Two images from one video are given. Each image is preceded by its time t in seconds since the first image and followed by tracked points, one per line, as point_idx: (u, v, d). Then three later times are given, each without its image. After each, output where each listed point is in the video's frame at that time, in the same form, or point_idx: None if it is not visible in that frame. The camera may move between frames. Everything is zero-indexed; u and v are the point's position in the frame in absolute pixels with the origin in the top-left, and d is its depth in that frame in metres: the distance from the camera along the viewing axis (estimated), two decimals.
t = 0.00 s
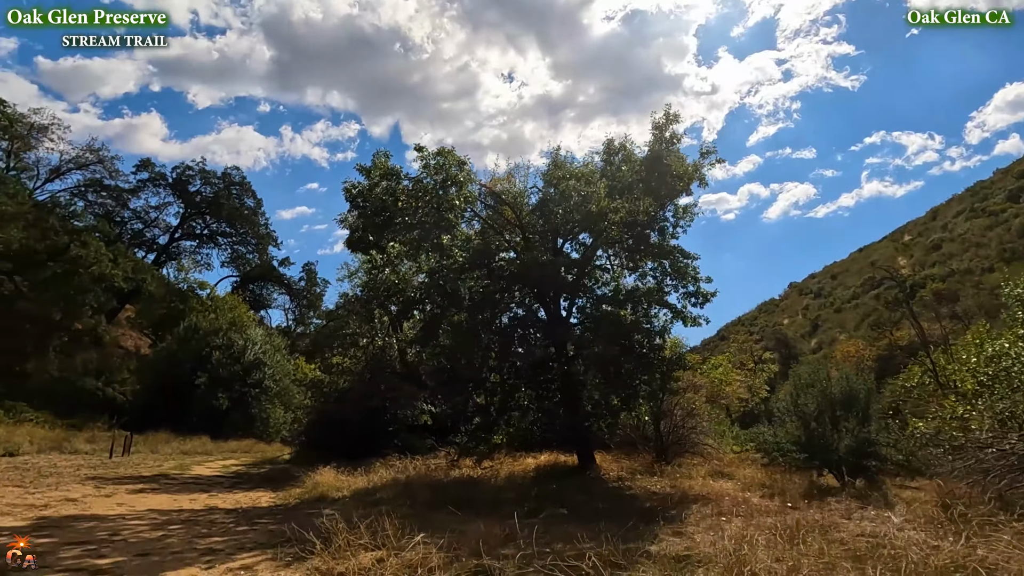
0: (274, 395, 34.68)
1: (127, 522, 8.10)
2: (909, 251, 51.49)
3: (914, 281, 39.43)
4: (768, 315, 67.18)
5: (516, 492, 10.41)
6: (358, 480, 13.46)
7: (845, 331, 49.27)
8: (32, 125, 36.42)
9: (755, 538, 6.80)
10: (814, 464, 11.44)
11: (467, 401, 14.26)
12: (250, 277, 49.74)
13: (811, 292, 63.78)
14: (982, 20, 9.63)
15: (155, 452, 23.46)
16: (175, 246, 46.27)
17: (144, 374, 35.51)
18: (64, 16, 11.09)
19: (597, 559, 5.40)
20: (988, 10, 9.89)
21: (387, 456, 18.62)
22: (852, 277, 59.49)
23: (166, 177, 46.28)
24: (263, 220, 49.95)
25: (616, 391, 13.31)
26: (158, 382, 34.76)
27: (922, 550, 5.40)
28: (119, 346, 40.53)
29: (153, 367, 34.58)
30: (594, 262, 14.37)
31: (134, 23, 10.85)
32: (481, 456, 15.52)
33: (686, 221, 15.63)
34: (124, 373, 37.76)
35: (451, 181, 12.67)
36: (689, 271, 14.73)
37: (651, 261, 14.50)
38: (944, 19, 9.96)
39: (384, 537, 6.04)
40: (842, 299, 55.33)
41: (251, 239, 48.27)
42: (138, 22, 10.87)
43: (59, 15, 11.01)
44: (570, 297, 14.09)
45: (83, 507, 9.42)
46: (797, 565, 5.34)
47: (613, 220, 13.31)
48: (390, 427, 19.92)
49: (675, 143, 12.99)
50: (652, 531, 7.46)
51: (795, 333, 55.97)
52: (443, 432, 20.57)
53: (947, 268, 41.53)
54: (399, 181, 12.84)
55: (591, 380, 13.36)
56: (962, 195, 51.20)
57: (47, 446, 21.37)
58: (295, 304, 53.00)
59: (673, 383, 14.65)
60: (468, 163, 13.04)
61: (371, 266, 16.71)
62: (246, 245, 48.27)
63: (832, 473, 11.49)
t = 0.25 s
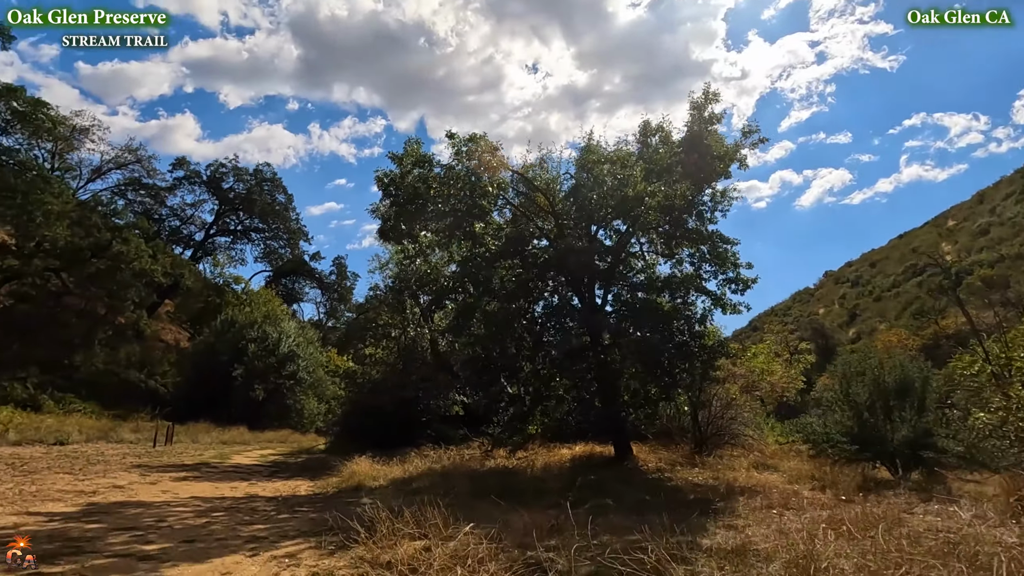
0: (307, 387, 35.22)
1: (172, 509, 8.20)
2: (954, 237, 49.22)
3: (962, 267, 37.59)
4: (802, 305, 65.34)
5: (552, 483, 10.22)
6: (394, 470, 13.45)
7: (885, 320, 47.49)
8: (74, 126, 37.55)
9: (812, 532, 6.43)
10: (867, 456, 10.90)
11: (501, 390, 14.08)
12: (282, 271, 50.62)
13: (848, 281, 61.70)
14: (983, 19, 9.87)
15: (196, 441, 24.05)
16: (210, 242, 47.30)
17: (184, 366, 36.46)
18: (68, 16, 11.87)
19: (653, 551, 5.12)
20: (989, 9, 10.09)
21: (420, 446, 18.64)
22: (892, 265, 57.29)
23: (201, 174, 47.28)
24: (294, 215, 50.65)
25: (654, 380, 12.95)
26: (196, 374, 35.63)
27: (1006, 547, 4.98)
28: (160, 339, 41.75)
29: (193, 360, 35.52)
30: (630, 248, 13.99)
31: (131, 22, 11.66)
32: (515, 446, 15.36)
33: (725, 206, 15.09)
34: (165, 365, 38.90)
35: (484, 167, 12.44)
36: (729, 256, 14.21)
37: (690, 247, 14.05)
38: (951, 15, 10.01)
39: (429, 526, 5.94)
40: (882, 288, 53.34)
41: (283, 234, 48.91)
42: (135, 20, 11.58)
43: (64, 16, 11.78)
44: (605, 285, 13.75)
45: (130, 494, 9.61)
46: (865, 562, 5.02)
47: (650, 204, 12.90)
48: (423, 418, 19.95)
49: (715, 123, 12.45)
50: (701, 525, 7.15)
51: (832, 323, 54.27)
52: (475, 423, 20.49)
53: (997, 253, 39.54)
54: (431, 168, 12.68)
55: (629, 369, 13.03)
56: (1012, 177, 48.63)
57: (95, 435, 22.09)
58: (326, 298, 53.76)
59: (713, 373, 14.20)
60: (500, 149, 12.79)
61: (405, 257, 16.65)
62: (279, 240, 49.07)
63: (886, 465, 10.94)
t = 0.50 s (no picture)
0: (336, 380, 35.65)
1: (210, 503, 8.21)
2: (999, 225, 47.05)
3: (1009, 256, 35.86)
4: (835, 296, 63.48)
5: (589, 479, 9.97)
6: (426, 464, 13.37)
7: (924, 311, 45.75)
8: (109, 128, 38.51)
9: (873, 535, 6.04)
10: (921, 453, 10.34)
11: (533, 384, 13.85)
12: (310, 267, 51.35)
13: (883, 271, 59.66)
14: (979, 22, 10.36)
15: (230, 434, 24.49)
16: (240, 239, 48.15)
17: (218, 360, 37.06)
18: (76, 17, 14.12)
19: (708, 556, 4.83)
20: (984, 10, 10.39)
21: (450, 440, 18.57)
22: (931, 255, 55.15)
23: (231, 173, 48.12)
24: (321, 212, 51.18)
25: (691, 373, 12.53)
26: (231, 368, 36.06)
27: None
28: (194, 335, 42.71)
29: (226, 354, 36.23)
30: (665, 238, 13.57)
31: (135, 23, 14.18)
32: (546, 441, 15.12)
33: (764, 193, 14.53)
34: (200, 360, 39.39)
35: (514, 156, 12.19)
36: (768, 245, 13.66)
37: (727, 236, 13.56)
38: (944, 19, 10.41)
39: (469, 523, 5.77)
40: (920, 279, 51.39)
41: (311, 231, 49.42)
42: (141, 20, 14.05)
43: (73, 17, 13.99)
44: (639, 276, 13.36)
45: (169, 487, 9.71)
46: (940, 568, 4.67)
47: (686, 192, 12.47)
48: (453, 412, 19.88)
49: (755, 106, 11.95)
50: (750, 526, 6.80)
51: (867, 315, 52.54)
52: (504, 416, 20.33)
53: None
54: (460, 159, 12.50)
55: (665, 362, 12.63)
56: None
57: (134, 428, 22.67)
58: (353, 293, 54.27)
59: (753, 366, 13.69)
60: (530, 137, 12.52)
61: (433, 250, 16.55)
62: (306, 236, 49.64)
63: (943, 463, 10.35)
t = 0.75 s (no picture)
0: (360, 372, 35.93)
1: (241, 492, 8.21)
2: None
3: None
4: (862, 287, 61.86)
5: (621, 471, 9.74)
6: (452, 455, 13.26)
7: (959, 302, 44.23)
8: (136, 126, 39.17)
9: (930, 529, 5.71)
10: (970, 445, 9.91)
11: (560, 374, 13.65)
12: (332, 261, 52.06)
13: (914, 261, 57.87)
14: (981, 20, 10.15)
15: (257, 425, 24.82)
16: (264, 234, 48.70)
17: (244, 353, 37.39)
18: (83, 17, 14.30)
19: (762, 551, 4.59)
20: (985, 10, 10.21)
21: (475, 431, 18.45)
22: (965, 244, 53.28)
23: (254, 169, 48.64)
24: (342, 206, 51.45)
25: (725, 362, 12.14)
26: (259, 360, 36.33)
27: None
28: (221, 328, 43.48)
29: (252, 347, 36.71)
30: (697, 224, 13.20)
31: (136, 23, 14.25)
32: (573, 432, 14.91)
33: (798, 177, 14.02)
34: (227, 353, 39.42)
35: (541, 142, 11.94)
36: (803, 231, 13.17)
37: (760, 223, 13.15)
38: (944, 19, 10.37)
39: (505, 514, 5.60)
40: (954, 268, 49.69)
41: (332, 225, 49.70)
42: (139, 21, 14.16)
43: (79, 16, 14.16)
44: (668, 263, 13.02)
45: (201, 476, 9.76)
46: (1014, 564, 4.37)
47: (719, 176, 12.10)
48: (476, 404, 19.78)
49: (791, 85, 11.50)
50: (795, 519, 6.51)
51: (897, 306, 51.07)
52: (528, 408, 20.21)
53: None
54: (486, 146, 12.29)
55: (698, 351, 12.28)
56: None
57: (165, 419, 23.09)
58: (375, 287, 54.59)
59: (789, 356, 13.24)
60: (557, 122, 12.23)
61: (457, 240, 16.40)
62: (328, 230, 49.98)
63: (994, 456, 9.89)
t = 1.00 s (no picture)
0: (379, 368, 36.06)
1: (265, 489, 8.13)
2: None
3: None
4: (888, 280, 60.29)
5: (649, 470, 9.48)
6: (474, 452, 13.12)
7: (991, 295, 42.78)
8: (158, 125, 39.67)
9: (987, 536, 5.36)
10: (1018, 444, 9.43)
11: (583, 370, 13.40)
12: (350, 257, 52.86)
13: (943, 253, 56.18)
14: (981, 20, 9.64)
15: (279, 420, 25.01)
16: (283, 232, 49.08)
17: (266, 349, 37.68)
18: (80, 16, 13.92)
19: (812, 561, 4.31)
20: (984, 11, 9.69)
21: (495, 428, 18.31)
22: (997, 235, 51.52)
23: (273, 167, 48.98)
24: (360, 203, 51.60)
25: (755, 358, 11.71)
26: (280, 356, 36.58)
27: None
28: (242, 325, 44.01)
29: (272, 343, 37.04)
30: (724, 216, 12.82)
31: (135, 23, 14.23)
32: (596, 429, 14.66)
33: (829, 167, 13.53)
34: (248, 349, 39.68)
35: (563, 132, 11.66)
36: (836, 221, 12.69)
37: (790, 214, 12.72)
38: (943, 20, 9.89)
39: (535, 516, 5.41)
40: (985, 260, 48.09)
41: (350, 222, 49.87)
42: (139, 20, 14.09)
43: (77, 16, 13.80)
44: (695, 256, 12.67)
45: (225, 473, 9.74)
46: None
47: (747, 165, 11.70)
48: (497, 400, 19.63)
49: (824, 69, 11.05)
50: (837, 523, 6.20)
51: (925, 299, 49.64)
52: (549, 404, 20.02)
53: None
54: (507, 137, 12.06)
55: (726, 347, 11.89)
56: None
57: (189, 414, 23.38)
58: (392, 283, 54.72)
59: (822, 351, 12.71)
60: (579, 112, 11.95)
61: (478, 235, 16.23)
62: (346, 227, 50.18)
63: None
